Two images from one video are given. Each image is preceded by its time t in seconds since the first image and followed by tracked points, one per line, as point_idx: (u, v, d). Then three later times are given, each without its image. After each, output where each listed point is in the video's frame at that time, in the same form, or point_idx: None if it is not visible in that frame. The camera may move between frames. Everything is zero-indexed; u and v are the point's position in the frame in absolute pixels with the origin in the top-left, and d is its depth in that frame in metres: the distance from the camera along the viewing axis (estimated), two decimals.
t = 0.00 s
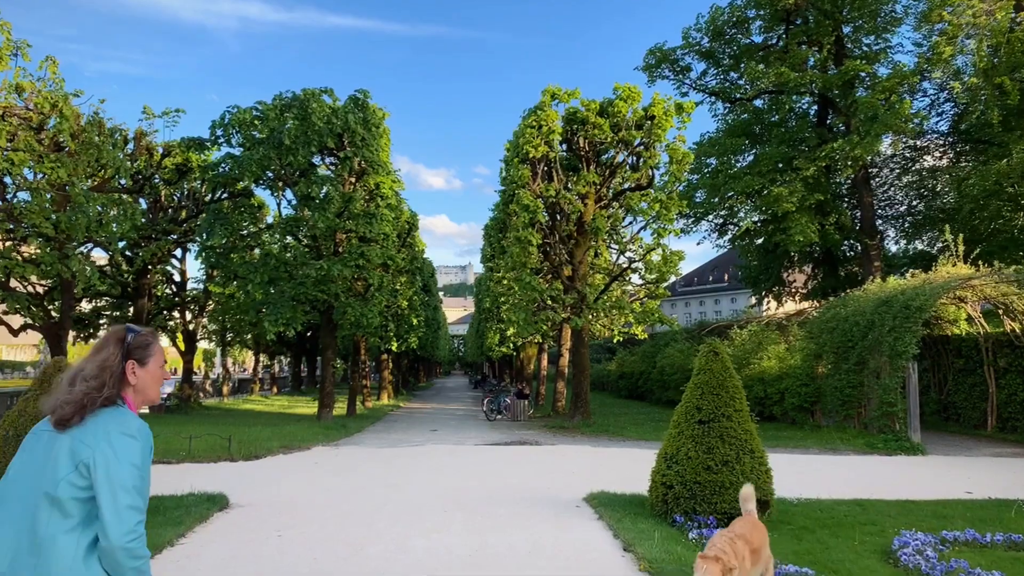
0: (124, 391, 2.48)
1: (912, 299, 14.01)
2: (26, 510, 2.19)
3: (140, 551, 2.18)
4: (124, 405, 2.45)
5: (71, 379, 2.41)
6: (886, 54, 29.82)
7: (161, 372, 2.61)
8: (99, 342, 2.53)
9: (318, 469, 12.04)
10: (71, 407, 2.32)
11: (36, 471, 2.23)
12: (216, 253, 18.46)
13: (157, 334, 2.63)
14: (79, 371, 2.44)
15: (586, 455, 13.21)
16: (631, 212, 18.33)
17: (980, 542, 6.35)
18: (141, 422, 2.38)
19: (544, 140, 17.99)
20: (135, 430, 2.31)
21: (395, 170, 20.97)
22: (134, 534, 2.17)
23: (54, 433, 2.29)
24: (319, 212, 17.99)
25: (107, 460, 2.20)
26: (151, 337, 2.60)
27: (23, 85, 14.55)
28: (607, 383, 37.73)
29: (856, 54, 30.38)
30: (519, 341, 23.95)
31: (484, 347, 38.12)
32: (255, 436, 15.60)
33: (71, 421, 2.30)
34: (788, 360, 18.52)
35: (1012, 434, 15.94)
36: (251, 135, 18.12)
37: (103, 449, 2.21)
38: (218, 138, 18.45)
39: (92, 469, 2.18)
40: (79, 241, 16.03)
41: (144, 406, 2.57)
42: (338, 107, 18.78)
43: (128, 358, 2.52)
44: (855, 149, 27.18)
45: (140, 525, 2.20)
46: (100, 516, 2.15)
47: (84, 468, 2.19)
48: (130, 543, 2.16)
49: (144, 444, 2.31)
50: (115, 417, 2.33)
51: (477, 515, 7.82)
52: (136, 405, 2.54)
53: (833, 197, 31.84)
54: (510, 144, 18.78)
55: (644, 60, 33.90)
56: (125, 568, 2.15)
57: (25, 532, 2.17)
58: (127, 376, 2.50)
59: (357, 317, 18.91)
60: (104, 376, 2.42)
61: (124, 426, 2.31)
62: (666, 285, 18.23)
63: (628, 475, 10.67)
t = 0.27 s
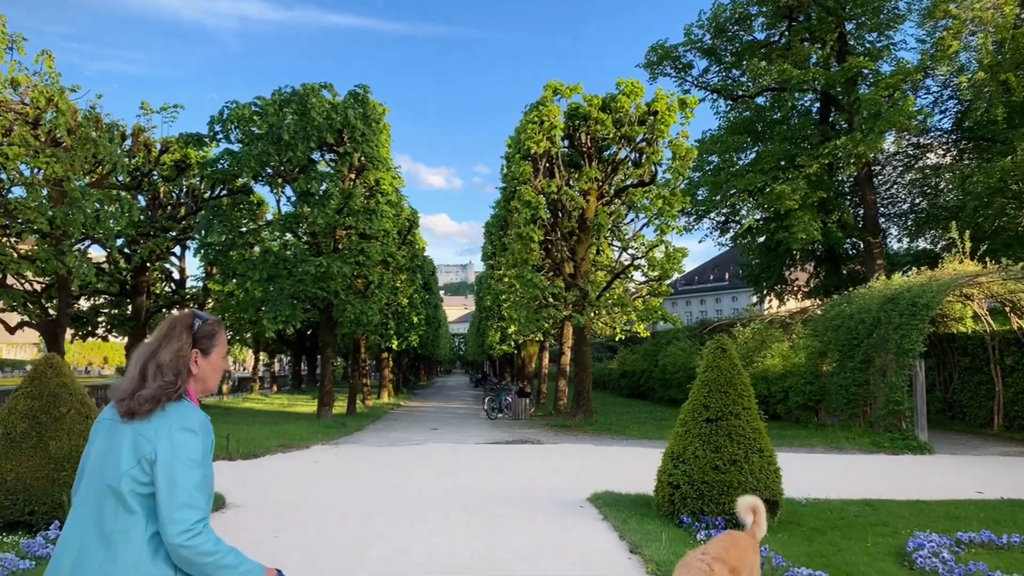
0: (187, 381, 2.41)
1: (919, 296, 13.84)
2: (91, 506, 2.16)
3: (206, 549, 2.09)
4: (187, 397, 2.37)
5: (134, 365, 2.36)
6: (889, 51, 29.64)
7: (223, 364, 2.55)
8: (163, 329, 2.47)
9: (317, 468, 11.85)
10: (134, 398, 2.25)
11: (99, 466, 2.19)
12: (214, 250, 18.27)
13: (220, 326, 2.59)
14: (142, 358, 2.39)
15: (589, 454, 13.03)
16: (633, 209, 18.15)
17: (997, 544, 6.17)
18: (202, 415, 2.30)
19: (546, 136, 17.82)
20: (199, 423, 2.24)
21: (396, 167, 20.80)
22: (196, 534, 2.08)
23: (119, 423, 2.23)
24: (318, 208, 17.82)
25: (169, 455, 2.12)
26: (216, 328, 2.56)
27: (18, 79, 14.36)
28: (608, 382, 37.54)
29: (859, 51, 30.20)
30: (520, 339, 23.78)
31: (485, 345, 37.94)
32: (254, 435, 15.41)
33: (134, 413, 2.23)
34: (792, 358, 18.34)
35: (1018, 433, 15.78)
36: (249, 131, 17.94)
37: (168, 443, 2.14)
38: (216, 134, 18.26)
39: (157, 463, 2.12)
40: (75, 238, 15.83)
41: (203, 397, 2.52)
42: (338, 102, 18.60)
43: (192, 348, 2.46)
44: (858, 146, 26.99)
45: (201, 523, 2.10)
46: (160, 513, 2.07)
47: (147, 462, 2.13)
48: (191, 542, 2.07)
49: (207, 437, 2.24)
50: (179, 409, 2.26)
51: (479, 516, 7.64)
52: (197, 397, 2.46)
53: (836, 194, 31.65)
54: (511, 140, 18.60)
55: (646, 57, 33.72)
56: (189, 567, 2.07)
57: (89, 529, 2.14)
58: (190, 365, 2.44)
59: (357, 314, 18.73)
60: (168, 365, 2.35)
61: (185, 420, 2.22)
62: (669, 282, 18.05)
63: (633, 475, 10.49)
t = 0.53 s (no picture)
0: (231, 373, 2.43)
1: (927, 295, 13.66)
2: (147, 496, 2.25)
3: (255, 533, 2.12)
4: (231, 387, 2.39)
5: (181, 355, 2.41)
6: (893, 49, 29.42)
7: (268, 356, 2.55)
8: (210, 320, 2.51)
9: (317, 469, 11.69)
10: (181, 387, 2.31)
11: (150, 458, 2.27)
12: (213, 249, 18.09)
13: (269, 317, 2.59)
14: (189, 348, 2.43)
15: (593, 456, 12.85)
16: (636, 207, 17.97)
17: (1015, 550, 5.99)
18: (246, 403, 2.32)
19: (548, 134, 17.63)
20: (244, 412, 2.27)
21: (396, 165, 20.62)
22: (243, 519, 2.11)
23: (168, 414, 2.30)
24: (318, 207, 17.64)
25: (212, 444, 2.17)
26: (265, 321, 2.56)
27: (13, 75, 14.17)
28: (610, 383, 37.32)
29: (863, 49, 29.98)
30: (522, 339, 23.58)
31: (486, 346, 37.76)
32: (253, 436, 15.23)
33: (181, 400, 2.30)
34: (797, 358, 18.15)
35: None
36: (249, 129, 17.77)
37: (213, 434, 2.19)
38: (216, 131, 18.08)
39: (203, 454, 2.17)
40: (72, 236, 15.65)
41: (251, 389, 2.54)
42: (338, 100, 18.43)
43: (238, 337, 2.48)
44: (862, 144, 26.78)
45: (250, 508, 2.14)
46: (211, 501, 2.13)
47: (193, 452, 2.19)
48: (242, 526, 2.11)
49: (251, 425, 2.26)
50: (224, 399, 2.29)
51: (481, 520, 7.46)
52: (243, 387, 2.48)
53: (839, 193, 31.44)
54: (513, 138, 18.43)
55: (648, 56, 33.54)
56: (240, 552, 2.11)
57: (145, 520, 2.23)
58: (235, 357, 2.45)
59: (358, 314, 18.56)
60: (213, 355, 2.38)
61: (226, 409, 2.24)
62: (672, 282, 17.86)
63: (638, 477, 10.31)
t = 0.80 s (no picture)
0: (263, 379, 2.35)
1: (935, 293, 13.49)
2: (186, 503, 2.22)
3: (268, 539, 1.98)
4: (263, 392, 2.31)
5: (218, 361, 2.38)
6: (897, 45, 29.21)
7: (303, 362, 2.43)
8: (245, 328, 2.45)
9: (317, 469, 11.53)
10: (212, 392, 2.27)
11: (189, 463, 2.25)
12: (213, 246, 17.93)
13: (306, 323, 2.48)
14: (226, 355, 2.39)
15: (596, 456, 12.70)
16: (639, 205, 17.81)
17: None
18: (273, 407, 2.22)
19: (551, 130, 17.45)
20: (265, 412, 2.17)
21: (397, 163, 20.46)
22: (258, 520, 1.99)
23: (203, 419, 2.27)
24: (318, 204, 17.45)
25: (231, 445, 2.10)
26: (299, 324, 2.45)
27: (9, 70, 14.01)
28: (612, 382, 37.13)
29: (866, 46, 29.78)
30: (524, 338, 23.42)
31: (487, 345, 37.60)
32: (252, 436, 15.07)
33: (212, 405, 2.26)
34: (802, 357, 17.98)
35: None
36: (248, 125, 17.62)
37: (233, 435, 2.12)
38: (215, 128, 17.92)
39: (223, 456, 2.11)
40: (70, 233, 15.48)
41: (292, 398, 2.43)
42: (338, 96, 18.26)
43: (269, 343, 2.39)
44: (867, 142, 26.57)
45: (265, 510, 2.01)
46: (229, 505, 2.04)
47: (217, 456, 2.13)
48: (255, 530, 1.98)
49: (271, 425, 2.15)
50: (248, 401, 2.21)
51: (484, 521, 7.30)
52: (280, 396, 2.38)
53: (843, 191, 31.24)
54: (515, 134, 18.27)
55: (650, 53, 33.36)
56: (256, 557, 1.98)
57: (179, 528, 2.18)
58: (266, 361, 2.36)
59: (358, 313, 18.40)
60: (242, 359, 2.32)
61: (251, 412, 2.16)
62: (676, 279, 17.69)
63: (643, 477, 10.15)
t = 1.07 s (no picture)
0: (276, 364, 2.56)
1: (944, 291, 13.30)
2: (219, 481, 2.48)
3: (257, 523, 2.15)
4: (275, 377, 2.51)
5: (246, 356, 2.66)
6: (902, 42, 28.94)
7: (313, 346, 2.57)
8: (266, 323, 2.69)
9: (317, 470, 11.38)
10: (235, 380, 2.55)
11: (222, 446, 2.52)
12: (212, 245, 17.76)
13: (314, 309, 2.63)
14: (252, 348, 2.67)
15: (599, 457, 12.52)
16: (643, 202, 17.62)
17: None
18: (279, 394, 2.38)
19: (553, 126, 17.24)
20: (264, 402, 2.34)
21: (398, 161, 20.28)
22: (248, 508, 2.17)
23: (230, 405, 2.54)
24: (318, 201, 17.22)
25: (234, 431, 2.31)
26: (305, 311, 2.61)
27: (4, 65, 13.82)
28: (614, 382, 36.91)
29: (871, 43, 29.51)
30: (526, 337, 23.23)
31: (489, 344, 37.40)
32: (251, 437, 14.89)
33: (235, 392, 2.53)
34: (807, 357, 17.78)
35: None
36: (248, 122, 17.45)
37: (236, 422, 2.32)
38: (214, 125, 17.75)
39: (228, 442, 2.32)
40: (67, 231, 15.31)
41: (314, 383, 2.57)
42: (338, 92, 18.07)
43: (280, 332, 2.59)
44: (871, 139, 26.34)
45: (253, 497, 2.18)
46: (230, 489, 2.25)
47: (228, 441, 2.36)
48: (245, 515, 2.16)
49: (268, 415, 2.30)
50: (258, 389, 2.41)
51: (485, 524, 7.13)
52: (297, 381, 2.53)
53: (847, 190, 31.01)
54: (517, 131, 18.09)
55: (653, 51, 33.16)
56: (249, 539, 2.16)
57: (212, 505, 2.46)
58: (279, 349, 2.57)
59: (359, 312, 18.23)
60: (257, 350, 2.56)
61: (255, 399, 2.36)
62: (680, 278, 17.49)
63: (647, 479, 9.98)
